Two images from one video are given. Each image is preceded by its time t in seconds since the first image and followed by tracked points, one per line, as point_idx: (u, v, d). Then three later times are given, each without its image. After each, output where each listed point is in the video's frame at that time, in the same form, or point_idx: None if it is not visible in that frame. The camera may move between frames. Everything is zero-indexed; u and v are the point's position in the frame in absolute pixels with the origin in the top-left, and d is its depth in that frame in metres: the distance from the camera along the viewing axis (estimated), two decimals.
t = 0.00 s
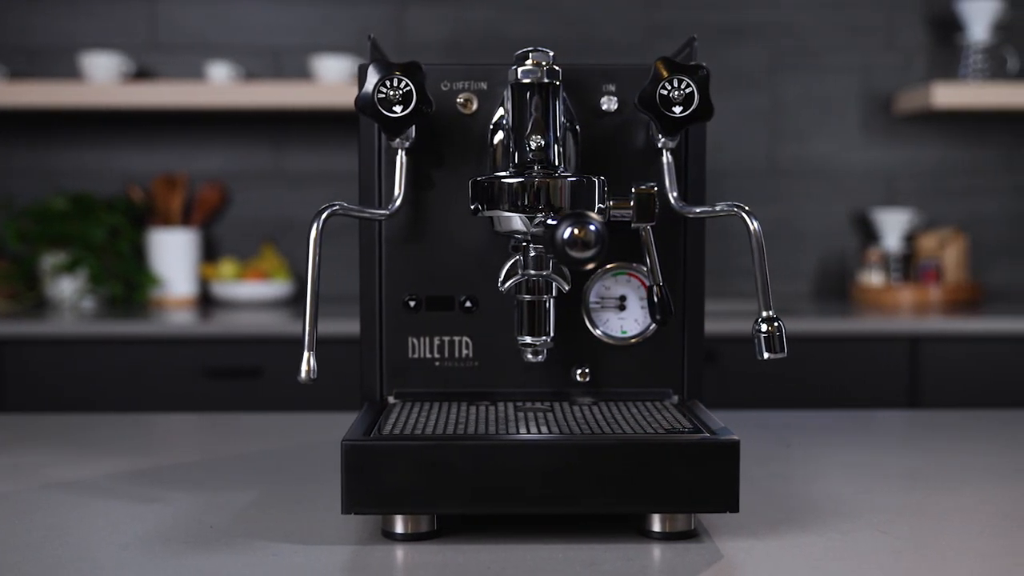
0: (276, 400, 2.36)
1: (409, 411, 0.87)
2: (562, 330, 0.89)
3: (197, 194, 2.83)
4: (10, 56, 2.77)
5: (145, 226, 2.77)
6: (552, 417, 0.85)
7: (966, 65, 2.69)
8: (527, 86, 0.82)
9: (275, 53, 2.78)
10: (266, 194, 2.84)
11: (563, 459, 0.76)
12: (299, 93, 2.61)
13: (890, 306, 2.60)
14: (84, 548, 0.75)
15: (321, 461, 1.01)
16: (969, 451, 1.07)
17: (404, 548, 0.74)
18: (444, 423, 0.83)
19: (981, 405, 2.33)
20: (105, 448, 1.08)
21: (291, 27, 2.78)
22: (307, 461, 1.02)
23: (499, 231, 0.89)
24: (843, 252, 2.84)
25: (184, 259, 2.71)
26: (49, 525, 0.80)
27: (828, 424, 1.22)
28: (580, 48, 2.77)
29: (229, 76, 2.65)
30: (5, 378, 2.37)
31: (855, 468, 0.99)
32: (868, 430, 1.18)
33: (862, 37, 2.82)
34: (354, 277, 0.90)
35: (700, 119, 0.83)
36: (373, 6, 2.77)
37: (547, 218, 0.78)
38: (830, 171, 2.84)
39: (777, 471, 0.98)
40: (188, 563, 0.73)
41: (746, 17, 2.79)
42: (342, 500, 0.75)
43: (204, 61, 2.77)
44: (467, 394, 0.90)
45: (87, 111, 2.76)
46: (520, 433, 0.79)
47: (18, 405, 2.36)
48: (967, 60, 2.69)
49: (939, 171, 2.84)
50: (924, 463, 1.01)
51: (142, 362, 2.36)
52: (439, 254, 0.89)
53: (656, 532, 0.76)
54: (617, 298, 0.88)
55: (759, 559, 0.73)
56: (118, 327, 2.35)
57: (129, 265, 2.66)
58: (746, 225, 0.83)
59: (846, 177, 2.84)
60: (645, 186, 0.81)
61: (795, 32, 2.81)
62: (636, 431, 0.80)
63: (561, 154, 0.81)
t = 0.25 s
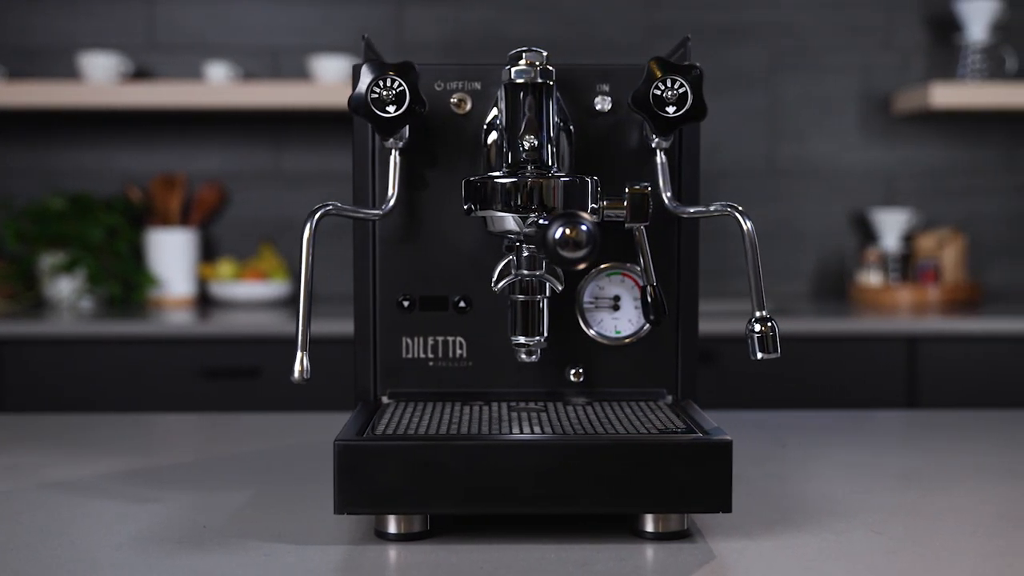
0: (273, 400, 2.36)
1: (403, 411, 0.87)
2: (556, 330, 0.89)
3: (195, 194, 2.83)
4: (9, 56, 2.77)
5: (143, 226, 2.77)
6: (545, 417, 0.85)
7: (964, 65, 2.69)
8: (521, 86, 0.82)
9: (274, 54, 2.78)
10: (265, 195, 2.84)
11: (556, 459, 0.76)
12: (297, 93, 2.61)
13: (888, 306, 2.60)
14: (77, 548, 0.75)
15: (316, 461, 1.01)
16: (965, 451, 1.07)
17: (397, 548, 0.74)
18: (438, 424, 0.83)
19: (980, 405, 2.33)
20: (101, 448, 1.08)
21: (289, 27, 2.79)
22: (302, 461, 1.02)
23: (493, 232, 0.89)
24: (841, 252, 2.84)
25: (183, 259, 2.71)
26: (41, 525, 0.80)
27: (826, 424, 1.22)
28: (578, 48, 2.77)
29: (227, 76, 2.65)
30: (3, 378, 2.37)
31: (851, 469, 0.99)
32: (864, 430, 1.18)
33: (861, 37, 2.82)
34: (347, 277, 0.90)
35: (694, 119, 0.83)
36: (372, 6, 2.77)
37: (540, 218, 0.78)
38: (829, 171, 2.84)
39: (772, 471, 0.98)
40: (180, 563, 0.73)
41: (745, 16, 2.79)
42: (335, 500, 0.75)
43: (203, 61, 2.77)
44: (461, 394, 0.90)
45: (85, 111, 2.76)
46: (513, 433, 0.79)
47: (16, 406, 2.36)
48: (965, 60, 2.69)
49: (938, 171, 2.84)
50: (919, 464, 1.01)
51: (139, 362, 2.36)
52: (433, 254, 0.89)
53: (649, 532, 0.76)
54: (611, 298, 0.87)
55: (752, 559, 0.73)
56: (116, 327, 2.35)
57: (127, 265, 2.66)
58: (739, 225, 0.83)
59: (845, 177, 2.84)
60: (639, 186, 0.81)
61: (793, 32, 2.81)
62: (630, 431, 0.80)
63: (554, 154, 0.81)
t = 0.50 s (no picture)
0: (271, 400, 2.36)
1: (397, 411, 0.87)
2: (550, 330, 0.89)
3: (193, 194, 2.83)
4: (7, 56, 2.76)
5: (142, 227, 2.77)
6: (539, 417, 0.85)
7: (962, 65, 2.68)
8: (515, 86, 0.82)
9: (272, 54, 2.78)
10: (263, 195, 2.85)
11: (550, 459, 0.76)
12: (295, 93, 2.61)
13: (886, 306, 2.60)
14: (70, 549, 0.75)
15: (311, 461, 1.01)
16: (961, 451, 1.07)
17: (390, 549, 0.74)
18: (432, 424, 0.83)
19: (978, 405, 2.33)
20: (97, 448, 1.08)
21: (287, 27, 2.78)
22: (298, 461, 1.02)
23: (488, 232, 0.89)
24: (839, 252, 2.84)
25: (181, 259, 2.70)
26: (34, 526, 0.80)
27: (822, 424, 1.22)
28: (576, 49, 2.77)
29: (225, 76, 2.65)
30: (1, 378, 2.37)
31: (846, 469, 0.99)
32: (860, 430, 1.19)
33: (859, 37, 2.82)
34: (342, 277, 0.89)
35: (688, 119, 0.83)
36: (370, 6, 2.77)
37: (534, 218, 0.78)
38: (827, 171, 2.84)
39: (768, 471, 0.98)
40: (174, 563, 0.72)
41: (743, 17, 2.79)
42: (328, 500, 0.75)
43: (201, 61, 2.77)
44: (456, 394, 0.90)
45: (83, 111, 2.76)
46: (507, 433, 0.79)
47: (14, 406, 2.36)
48: (963, 60, 2.68)
49: (936, 171, 2.84)
50: (915, 464, 1.01)
51: (138, 362, 2.36)
52: (428, 254, 0.89)
53: (643, 533, 0.76)
54: (605, 298, 0.87)
55: (746, 560, 0.73)
56: (114, 327, 2.35)
57: (125, 265, 2.66)
58: (734, 226, 0.83)
59: (843, 177, 2.84)
60: (633, 186, 0.80)
61: (791, 32, 2.81)
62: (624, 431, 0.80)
63: (548, 154, 0.81)
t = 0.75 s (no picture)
0: (270, 400, 2.36)
1: (392, 411, 0.87)
2: (546, 329, 0.89)
3: (192, 194, 2.83)
4: (6, 56, 2.76)
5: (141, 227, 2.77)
6: (535, 417, 0.85)
7: (960, 65, 2.68)
8: (510, 86, 0.82)
9: (271, 54, 2.78)
10: (262, 195, 2.84)
11: (545, 459, 0.76)
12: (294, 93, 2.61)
13: (885, 307, 2.60)
14: (66, 549, 0.75)
15: (308, 461, 1.01)
16: (958, 451, 1.07)
17: (385, 549, 0.74)
18: (427, 424, 0.83)
19: (977, 405, 2.33)
20: (94, 449, 1.08)
21: (286, 27, 2.78)
22: (294, 461, 1.02)
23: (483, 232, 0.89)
24: (838, 252, 2.84)
25: (180, 259, 2.70)
26: (30, 526, 0.80)
27: (820, 424, 1.22)
28: (575, 48, 2.77)
29: (224, 76, 2.65)
30: None
31: (842, 469, 0.99)
32: (858, 430, 1.18)
33: (857, 37, 2.81)
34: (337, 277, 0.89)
35: (683, 118, 0.83)
36: (370, 6, 2.77)
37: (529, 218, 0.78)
38: (826, 171, 2.84)
39: (765, 471, 0.98)
40: (168, 563, 0.72)
41: (741, 17, 2.79)
42: (323, 500, 0.75)
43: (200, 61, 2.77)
44: (452, 394, 0.90)
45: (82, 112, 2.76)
46: (502, 433, 0.79)
47: (13, 406, 2.36)
48: (961, 60, 2.68)
49: (935, 171, 2.84)
50: (913, 464, 1.01)
51: (136, 362, 2.36)
52: (423, 254, 0.89)
53: (637, 533, 0.76)
54: (601, 298, 0.87)
55: (741, 560, 0.73)
56: (112, 328, 2.35)
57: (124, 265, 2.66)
58: (729, 226, 0.83)
59: (842, 177, 2.84)
60: (628, 186, 0.80)
61: (790, 32, 2.81)
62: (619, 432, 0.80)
63: (543, 154, 0.81)
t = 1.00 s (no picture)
0: (269, 401, 2.36)
1: (389, 411, 0.87)
2: (542, 329, 0.89)
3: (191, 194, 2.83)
4: (5, 56, 2.76)
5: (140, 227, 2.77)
6: (531, 417, 0.85)
7: (960, 65, 2.66)
8: (506, 86, 0.82)
9: (270, 54, 2.78)
10: (261, 195, 2.84)
11: (542, 459, 0.76)
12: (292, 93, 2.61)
13: (884, 307, 2.60)
14: (63, 549, 0.75)
15: (306, 461, 1.01)
16: (956, 451, 1.07)
17: (381, 549, 0.74)
18: (423, 424, 0.83)
19: (975, 405, 2.33)
20: (92, 448, 1.08)
21: (285, 27, 2.78)
22: (292, 460, 1.02)
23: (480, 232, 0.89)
24: (837, 252, 2.84)
25: (179, 259, 2.70)
26: (27, 526, 0.80)
27: (819, 424, 1.22)
28: (574, 48, 2.77)
29: (223, 76, 2.64)
30: None
31: (839, 469, 0.99)
32: (856, 430, 1.18)
33: (856, 37, 2.81)
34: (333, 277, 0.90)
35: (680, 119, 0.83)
36: (368, 6, 2.77)
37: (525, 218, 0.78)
38: (825, 171, 2.84)
39: (762, 471, 0.98)
40: (165, 563, 0.73)
41: (741, 17, 2.79)
42: (318, 500, 0.75)
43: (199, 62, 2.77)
44: (448, 394, 0.90)
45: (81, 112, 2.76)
46: (498, 433, 0.79)
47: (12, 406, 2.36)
48: (961, 60, 2.67)
49: (934, 172, 2.84)
50: (909, 464, 1.01)
51: (135, 362, 2.36)
52: (420, 254, 0.89)
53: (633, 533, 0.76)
54: (598, 298, 0.87)
55: (737, 560, 0.73)
56: (111, 328, 2.35)
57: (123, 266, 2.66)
58: (725, 226, 0.83)
59: (841, 177, 2.84)
60: (625, 186, 0.80)
61: (789, 32, 2.81)
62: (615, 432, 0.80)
63: (539, 154, 0.81)
